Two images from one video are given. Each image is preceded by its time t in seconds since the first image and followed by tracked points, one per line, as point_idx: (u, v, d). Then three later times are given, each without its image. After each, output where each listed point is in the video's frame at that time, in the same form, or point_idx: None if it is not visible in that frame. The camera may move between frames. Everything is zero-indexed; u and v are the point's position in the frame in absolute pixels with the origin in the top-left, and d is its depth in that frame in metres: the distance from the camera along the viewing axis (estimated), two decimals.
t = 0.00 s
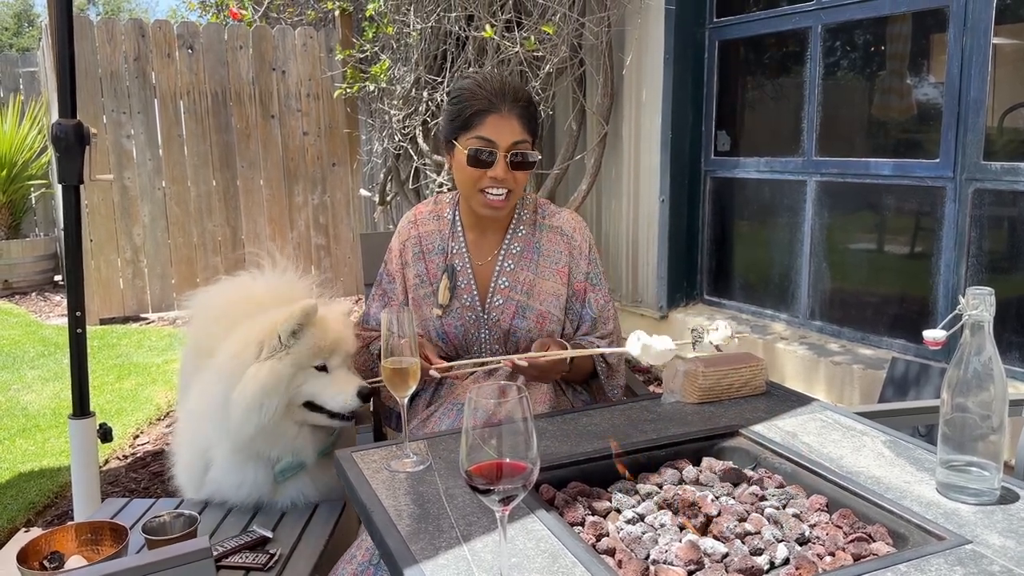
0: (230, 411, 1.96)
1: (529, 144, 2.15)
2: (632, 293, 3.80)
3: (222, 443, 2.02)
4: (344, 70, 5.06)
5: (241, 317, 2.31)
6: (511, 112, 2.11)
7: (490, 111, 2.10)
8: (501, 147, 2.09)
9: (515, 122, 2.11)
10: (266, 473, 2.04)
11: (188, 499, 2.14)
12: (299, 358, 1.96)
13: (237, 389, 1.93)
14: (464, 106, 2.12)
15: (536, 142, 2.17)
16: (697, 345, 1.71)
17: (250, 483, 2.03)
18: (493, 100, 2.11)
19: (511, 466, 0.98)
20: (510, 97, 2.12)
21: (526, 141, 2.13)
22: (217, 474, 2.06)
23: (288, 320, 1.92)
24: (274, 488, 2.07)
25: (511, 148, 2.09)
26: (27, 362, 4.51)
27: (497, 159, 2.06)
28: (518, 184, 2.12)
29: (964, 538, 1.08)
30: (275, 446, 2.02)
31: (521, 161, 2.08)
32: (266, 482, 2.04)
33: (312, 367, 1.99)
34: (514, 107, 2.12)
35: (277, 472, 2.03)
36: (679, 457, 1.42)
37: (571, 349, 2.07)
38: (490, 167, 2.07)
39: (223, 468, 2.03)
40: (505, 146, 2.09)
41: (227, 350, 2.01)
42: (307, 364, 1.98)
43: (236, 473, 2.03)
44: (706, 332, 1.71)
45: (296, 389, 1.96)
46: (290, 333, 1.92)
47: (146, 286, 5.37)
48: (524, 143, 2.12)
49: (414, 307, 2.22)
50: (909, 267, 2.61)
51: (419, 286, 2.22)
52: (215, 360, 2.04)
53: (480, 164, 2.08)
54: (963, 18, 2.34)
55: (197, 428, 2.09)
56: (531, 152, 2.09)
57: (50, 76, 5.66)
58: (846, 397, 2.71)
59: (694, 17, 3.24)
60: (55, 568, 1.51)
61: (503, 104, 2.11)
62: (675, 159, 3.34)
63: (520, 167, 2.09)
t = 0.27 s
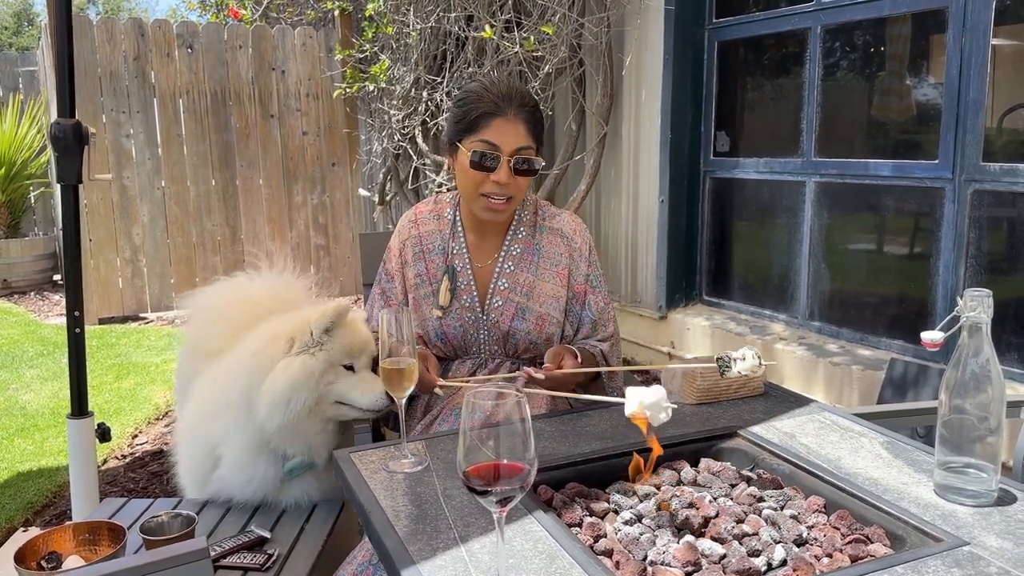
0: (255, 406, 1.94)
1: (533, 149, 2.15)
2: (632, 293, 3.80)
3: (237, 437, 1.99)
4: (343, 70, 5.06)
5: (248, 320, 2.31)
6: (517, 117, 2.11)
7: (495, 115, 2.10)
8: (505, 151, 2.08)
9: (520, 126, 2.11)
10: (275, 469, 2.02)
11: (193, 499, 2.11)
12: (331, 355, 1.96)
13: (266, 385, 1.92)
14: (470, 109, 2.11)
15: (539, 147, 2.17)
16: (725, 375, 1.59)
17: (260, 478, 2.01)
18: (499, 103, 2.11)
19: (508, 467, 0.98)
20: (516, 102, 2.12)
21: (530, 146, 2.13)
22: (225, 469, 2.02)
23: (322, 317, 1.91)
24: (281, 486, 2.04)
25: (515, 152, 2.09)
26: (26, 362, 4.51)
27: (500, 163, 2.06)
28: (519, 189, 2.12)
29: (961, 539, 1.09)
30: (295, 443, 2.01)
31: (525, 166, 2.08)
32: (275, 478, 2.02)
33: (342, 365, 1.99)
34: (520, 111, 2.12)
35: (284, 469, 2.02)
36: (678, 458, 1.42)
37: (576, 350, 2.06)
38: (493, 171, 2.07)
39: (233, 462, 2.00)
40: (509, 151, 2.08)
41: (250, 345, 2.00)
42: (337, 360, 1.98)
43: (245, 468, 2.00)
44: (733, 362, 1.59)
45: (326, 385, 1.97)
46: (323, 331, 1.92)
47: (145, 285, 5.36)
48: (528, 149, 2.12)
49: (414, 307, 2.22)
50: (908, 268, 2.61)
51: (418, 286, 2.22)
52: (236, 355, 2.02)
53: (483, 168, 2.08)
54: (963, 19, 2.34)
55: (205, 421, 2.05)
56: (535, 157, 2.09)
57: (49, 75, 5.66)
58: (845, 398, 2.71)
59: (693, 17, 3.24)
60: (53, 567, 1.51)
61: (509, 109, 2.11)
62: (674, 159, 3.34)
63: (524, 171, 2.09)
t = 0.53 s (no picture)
0: (279, 421, 1.95)
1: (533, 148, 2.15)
2: (631, 294, 3.80)
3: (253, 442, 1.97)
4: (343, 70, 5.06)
5: (247, 321, 2.32)
6: (517, 117, 2.11)
7: (495, 115, 2.10)
8: (506, 151, 2.09)
9: (520, 126, 2.11)
10: (291, 470, 2.00)
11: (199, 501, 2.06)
12: (346, 364, 1.97)
13: (287, 400, 1.93)
14: (470, 109, 2.11)
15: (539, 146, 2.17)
16: (719, 379, 1.62)
17: (277, 480, 1.98)
18: (498, 103, 2.11)
19: (503, 467, 0.98)
20: (515, 102, 2.12)
21: (530, 145, 2.13)
22: (239, 472, 1.99)
23: (330, 328, 1.92)
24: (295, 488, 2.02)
25: (516, 152, 2.09)
26: (25, 361, 4.51)
27: (502, 163, 2.06)
28: (521, 189, 2.12)
29: (955, 540, 1.09)
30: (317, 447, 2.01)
31: (525, 165, 2.08)
32: (290, 480, 2.00)
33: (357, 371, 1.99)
34: (520, 111, 2.12)
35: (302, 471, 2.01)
36: (674, 459, 1.42)
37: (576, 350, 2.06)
38: (495, 171, 2.07)
39: (249, 466, 1.97)
40: (510, 150, 2.09)
41: (262, 356, 2.00)
42: (352, 368, 1.98)
43: (263, 472, 1.97)
44: (729, 367, 1.62)
45: (346, 395, 1.98)
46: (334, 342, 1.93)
47: (143, 285, 5.36)
48: (529, 148, 2.12)
49: (413, 308, 2.22)
50: (906, 269, 2.61)
51: (418, 287, 2.23)
52: (248, 364, 2.01)
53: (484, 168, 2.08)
54: (961, 20, 2.34)
55: (212, 424, 2.01)
56: (536, 156, 2.09)
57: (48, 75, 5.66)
58: (843, 398, 2.71)
59: (692, 18, 3.24)
60: (49, 567, 1.50)
61: (509, 108, 2.11)
62: (673, 160, 3.35)
63: (524, 171, 2.09)
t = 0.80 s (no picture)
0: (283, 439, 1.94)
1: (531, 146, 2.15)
2: (629, 294, 3.81)
3: (260, 457, 1.95)
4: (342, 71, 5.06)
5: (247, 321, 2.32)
6: (514, 115, 2.11)
7: (492, 113, 2.10)
8: (504, 149, 2.09)
9: (517, 124, 2.11)
10: (301, 480, 1.99)
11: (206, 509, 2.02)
12: (328, 381, 1.92)
13: (282, 426, 1.91)
14: (467, 108, 2.12)
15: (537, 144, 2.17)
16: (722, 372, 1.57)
17: (286, 489, 1.97)
18: (495, 101, 2.11)
19: (501, 468, 0.99)
20: (512, 100, 2.12)
21: (528, 143, 2.14)
22: (249, 483, 1.97)
23: (300, 353, 1.86)
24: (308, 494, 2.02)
25: (513, 150, 2.09)
26: (23, 362, 4.51)
27: (499, 161, 2.06)
28: (520, 187, 2.12)
29: (953, 540, 1.09)
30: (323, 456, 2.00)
31: (523, 163, 2.08)
32: (299, 490, 1.99)
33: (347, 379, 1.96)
34: (517, 109, 2.12)
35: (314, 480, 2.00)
36: (672, 459, 1.43)
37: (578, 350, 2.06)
38: (493, 169, 2.07)
39: (259, 478, 1.96)
40: (507, 148, 2.09)
41: (257, 377, 1.98)
42: (340, 379, 1.95)
43: (275, 482, 1.96)
44: (730, 360, 1.57)
45: (338, 406, 1.95)
46: (308, 365, 1.88)
47: (142, 286, 5.36)
48: (526, 146, 2.12)
49: (411, 309, 2.23)
50: (904, 270, 2.61)
51: (417, 288, 2.23)
52: (247, 384, 2.00)
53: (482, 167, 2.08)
54: (959, 22, 2.34)
55: (219, 440, 1.99)
56: (533, 154, 2.09)
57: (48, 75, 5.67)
58: (841, 399, 2.71)
59: (690, 19, 3.25)
60: (47, 568, 1.50)
61: (506, 107, 2.11)
62: (672, 161, 3.35)
63: (523, 169, 2.09)
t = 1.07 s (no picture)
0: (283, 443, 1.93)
1: (526, 147, 2.14)
2: (628, 295, 3.81)
3: (260, 460, 1.94)
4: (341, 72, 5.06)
5: (247, 321, 2.33)
6: (508, 115, 2.11)
7: (486, 115, 2.10)
8: (497, 150, 2.09)
9: (511, 125, 2.11)
10: (303, 485, 1.98)
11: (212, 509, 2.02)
12: (323, 385, 1.91)
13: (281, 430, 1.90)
14: (461, 111, 2.12)
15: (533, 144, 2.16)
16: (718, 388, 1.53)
17: (287, 493, 1.96)
18: (489, 103, 2.11)
19: (500, 468, 0.99)
20: (505, 100, 2.11)
21: (523, 145, 2.13)
22: (250, 486, 1.96)
23: (296, 357, 1.86)
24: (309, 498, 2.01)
25: (507, 150, 2.09)
26: (22, 363, 4.50)
27: (493, 162, 2.06)
28: (516, 188, 2.11)
29: (952, 541, 1.09)
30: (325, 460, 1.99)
31: (517, 163, 2.08)
32: (301, 494, 1.98)
33: (343, 384, 1.94)
34: (510, 109, 2.11)
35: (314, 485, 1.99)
36: (671, 459, 1.43)
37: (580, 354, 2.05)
38: (486, 170, 2.07)
39: (259, 481, 1.95)
40: (500, 149, 2.09)
41: (258, 381, 1.98)
42: (335, 384, 1.93)
43: (276, 486, 1.95)
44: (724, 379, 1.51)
45: (334, 411, 1.94)
46: (304, 368, 1.87)
47: (141, 287, 5.35)
48: (520, 147, 2.11)
49: (411, 309, 2.23)
50: (903, 271, 2.61)
51: (416, 289, 2.23)
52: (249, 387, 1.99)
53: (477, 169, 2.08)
54: (957, 23, 2.35)
55: (222, 443, 1.99)
56: (527, 153, 2.08)
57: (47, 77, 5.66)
58: (840, 400, 2.71)
59: (689, 20, 3.26)
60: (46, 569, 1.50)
61: (499, 107, 2.11)
62: (670, 162, 3.35)
63: (517, 169, 2.08)
